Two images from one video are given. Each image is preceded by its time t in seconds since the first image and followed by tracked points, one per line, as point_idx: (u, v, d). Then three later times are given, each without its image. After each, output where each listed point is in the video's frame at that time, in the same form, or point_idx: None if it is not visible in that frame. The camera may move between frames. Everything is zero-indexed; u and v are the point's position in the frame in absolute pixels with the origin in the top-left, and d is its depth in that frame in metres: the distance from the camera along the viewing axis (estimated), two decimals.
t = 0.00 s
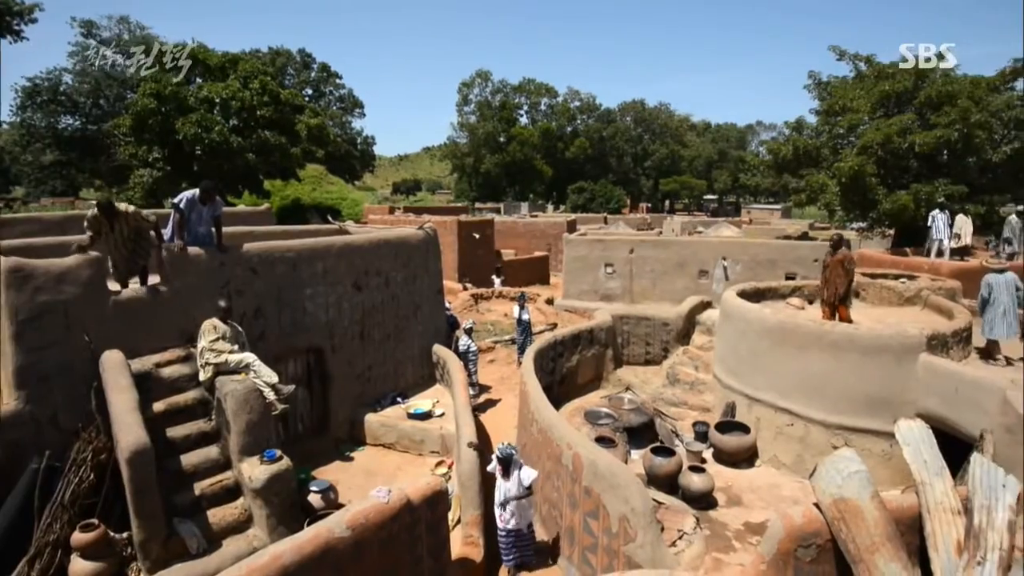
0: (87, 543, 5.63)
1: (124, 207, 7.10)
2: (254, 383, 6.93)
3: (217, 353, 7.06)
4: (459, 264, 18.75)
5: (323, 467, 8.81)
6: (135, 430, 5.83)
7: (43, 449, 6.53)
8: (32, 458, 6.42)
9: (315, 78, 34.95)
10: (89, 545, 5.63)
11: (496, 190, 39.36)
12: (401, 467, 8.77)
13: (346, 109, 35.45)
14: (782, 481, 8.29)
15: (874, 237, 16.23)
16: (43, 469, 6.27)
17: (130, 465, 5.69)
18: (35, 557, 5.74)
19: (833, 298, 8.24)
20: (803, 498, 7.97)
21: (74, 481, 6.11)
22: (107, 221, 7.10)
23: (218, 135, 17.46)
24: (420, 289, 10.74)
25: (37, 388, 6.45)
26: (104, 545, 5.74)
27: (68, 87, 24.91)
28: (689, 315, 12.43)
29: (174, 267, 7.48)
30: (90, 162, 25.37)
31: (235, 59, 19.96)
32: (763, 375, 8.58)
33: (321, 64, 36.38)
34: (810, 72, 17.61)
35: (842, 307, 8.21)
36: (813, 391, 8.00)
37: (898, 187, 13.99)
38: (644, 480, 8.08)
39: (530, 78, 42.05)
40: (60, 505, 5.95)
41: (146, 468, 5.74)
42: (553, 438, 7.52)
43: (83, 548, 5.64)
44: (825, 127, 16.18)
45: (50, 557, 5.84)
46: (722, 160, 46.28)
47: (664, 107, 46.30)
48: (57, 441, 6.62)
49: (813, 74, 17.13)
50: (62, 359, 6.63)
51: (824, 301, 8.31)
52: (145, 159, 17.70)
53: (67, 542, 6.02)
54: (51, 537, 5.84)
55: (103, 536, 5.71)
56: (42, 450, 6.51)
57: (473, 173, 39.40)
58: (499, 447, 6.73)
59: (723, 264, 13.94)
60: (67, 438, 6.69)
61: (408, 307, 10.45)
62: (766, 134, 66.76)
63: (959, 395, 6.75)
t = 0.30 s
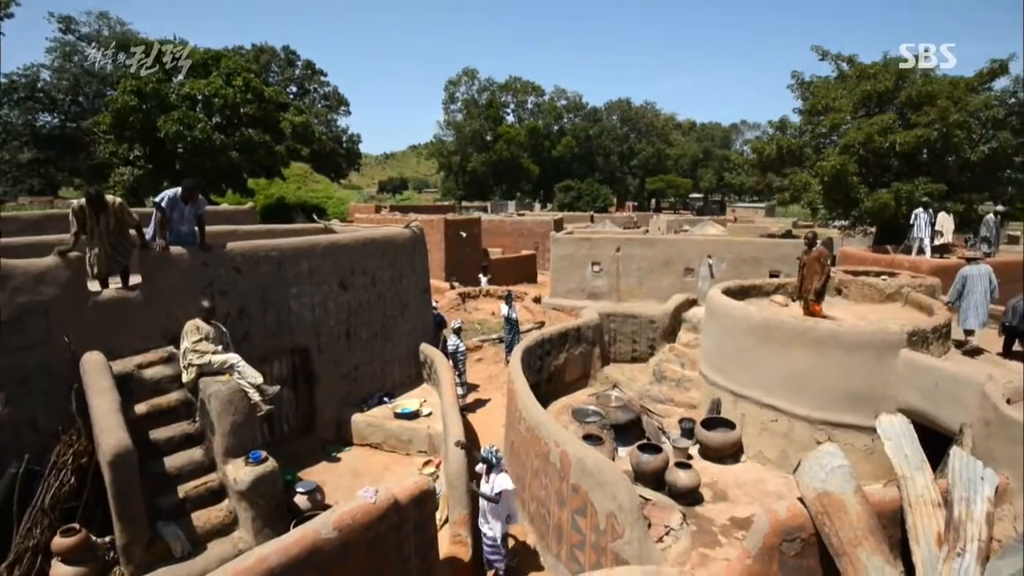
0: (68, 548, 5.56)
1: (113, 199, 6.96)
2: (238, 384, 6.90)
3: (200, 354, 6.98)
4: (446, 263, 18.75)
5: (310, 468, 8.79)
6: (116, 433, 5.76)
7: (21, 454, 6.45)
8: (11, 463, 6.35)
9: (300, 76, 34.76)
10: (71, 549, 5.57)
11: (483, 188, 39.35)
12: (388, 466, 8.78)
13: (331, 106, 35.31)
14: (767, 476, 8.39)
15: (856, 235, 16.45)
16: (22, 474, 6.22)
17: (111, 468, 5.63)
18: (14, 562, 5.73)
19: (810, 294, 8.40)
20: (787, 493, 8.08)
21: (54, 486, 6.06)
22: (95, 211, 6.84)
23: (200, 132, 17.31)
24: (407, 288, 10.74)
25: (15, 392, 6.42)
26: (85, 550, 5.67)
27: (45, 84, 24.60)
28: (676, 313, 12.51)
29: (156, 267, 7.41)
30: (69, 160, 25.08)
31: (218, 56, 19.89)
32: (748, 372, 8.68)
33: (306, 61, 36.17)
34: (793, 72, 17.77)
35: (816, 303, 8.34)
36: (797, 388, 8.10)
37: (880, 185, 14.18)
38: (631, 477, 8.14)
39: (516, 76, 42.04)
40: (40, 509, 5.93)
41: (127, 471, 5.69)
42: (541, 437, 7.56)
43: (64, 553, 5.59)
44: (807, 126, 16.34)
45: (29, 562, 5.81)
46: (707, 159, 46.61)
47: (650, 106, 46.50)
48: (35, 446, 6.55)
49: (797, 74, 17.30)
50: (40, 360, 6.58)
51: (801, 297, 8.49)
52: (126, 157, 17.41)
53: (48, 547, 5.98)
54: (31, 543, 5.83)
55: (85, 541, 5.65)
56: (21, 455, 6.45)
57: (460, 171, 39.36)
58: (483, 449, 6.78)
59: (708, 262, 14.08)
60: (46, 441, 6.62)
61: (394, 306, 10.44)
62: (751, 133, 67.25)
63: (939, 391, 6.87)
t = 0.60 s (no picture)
0: (44, 555, 5.56)
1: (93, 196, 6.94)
2: (220, 386, 6.84)
3: (180, 355, 6.93)
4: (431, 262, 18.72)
5: (293, 470, 8.75)
6: (94, 438, 5.69)
7: None
8: None
9: (281, 74, 34.50)
10: (47, 557, 5.57)
11: (467, 187, 39.32)
12: (373, 468, 8.77)
13: (314, 105, 35.10)
14: (749, 472, 8.49)
15: (836, 233, 16.68)
16: None
17: (89, 473, 5.58)
18: None
19: (786, 292, 8.62)
20: (769, 488, 8.19)
21: (29, 492, 6.02)
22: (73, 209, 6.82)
23: (179, 131, 17.15)
24: (391, 288, 10.73)
25: None
26: (61, 557, 5.65)
27: (19, 81, 24.15)
28: (660, 312, 12.61)
29: (134, 267, 7.35)
30: (44, 158, 24.58)
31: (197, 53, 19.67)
32: (731, 369, 8.78)
33: (287, 59, 35.89)
34: (774, 73, 17.95)
35: (791, 300, 8.54)
36: (779, 385, 8.21)
37: (858, 185, 14.39)
38: (616, 475, 8.19)
39: (500, 75, 42.03)
40: (16, 516, 5.91)
41: (105, 475, 5.64)
42: (526, 436, 7.60)
43: (40, 560, 5.58)
44: (788, 126, 16.54)
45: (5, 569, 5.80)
46: (690, 158, 46.98)
47: (633, 106, 46.75)
48: (10, 451, 6.45)
49: (777, 75, 17.49)
50: (16, 363, 6.50)
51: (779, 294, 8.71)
52: (103, 156, 17.17)
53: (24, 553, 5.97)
54: (5, 550, 5.81)
55: (62, 547, 5.64)
56: None
57: (444, 170, 39.31)
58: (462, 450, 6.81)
59: (691, 261, 14.22)
60: (21, 447, 6.53)
61: (379, 306, 10.42)
62: (732, 133, 67.85)
63: (916, 387, 7.00)
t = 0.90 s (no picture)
0: (19, 564, 5.28)
1: (69, 196, 6.84)
2: (199, 389, 6.75)
3: (158, 358, 6.87)
4: (414, 262, 18.69)
5: (275, 474, 8.71)
6: (69, 443, 5.56)
7: None
8: None
9: (261, 72, 34.26)
10: (22, 565, 5.30)
11: (451, 187, 39.24)
12: (357, 470, 8.75)
13: (294, 103, 34.88)
14: (732, 468, 8.60)
15: (815, 232, 16.92)
16: None
17: (65, 479, 5.42)
18: None
19: (762, 290, 8.78)
20: (751, 483, 8.30)
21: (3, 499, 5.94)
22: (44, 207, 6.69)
23: (157, 130, 16.95)
24: (375, 288, 10.71)
25: None
26: (37, 565, 5.41)
27: None
28: (643, 310, 12.72)
29: (111, 269, 7.25)
30: (16, 157, 23.04)
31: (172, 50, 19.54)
32: (713, 366, 8.87)
33: (268, 57, 35.62)
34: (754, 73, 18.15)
35: (768, 298, 8.73)
36: (760, 383, 8.32)
37: (836, 184, 14.62)
38: (601, 473, 8.24)
39: (483, 75, 42.03)
40: None
41: (82, 482, 5.49)
42: (511, 435, 7.63)
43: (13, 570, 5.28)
44: (767, 127, 16.75)
45: None
46: (672, 158, 47.38)
47: (616, 106, 46.98)
48: None
49: (757, 76, 17.70)
50: None
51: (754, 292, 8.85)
52: (78, 155, 16.78)
53: None
54: None
55: (37, 555, 5.39)
56: None
57: (427, 170, 39.23)
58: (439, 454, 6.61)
59: (674, 260, 14.37)
60: None
61: (362, 307, 10.40)
62: (713, 133, 68.44)
63: (893, 381, 7.14)
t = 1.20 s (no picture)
0: None
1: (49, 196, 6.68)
2: (182, 391, 6.70)
3: (140, 361, 6.72)
4: (400, 262, 18.66)
5: (260, 478, 8.70)
6: (48, 447, 5.39)
7: None
8: None
9: (244, 70, 34.00)
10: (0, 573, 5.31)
11: (437, 186, 39.18)
12: (344, 471, 8.73)
13: (278, 102, 34.68)
14: (717, 465, 8.69)
15: (798, 232, 17.12)
16: None
17: (46, 484, 5.25)
18: None
19: (746, 291, 8.86)
20: (736, 480, 8.40)
21: None
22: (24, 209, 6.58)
23: (137, 128, 16.72)
24: (360, 289, 10.70)
25: None
26: (15, 572, 5.42)
27: None
28: (629, 309, 12.80)
29: (91, 269, 7.06)
30: None
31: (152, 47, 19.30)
32: (698, 364, 8.97)
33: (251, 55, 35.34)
34: (738, 74, 18.30)
35: (751, 298, 8.82)
36: (743, 380, 8.43)
37: (818, 184, 14.81)
38: (588, 471, 8.29)
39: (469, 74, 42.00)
40: None
41: (62, 487, 5.31)
42: (498, 435, 7.67)
43: None
44: (751, 127, 16.91)
45: None
46: (658, 158, 47.66)
47: (602, 106, 47.14)
48: None
49: (741, 77, 17.85)
50: None
51: (737, 292, 8.95)
52: (56, 155, 16.69)
53: None
54: None
55: (16, 563, 5.41)
56: None
57: (414, 170, 39.18)
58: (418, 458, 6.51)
59: (660, 259, 14.48)
60: None
61: (347, 307, 10.38)
62: (698, 133, 68.88)
63: (874, 378, 7.25)
